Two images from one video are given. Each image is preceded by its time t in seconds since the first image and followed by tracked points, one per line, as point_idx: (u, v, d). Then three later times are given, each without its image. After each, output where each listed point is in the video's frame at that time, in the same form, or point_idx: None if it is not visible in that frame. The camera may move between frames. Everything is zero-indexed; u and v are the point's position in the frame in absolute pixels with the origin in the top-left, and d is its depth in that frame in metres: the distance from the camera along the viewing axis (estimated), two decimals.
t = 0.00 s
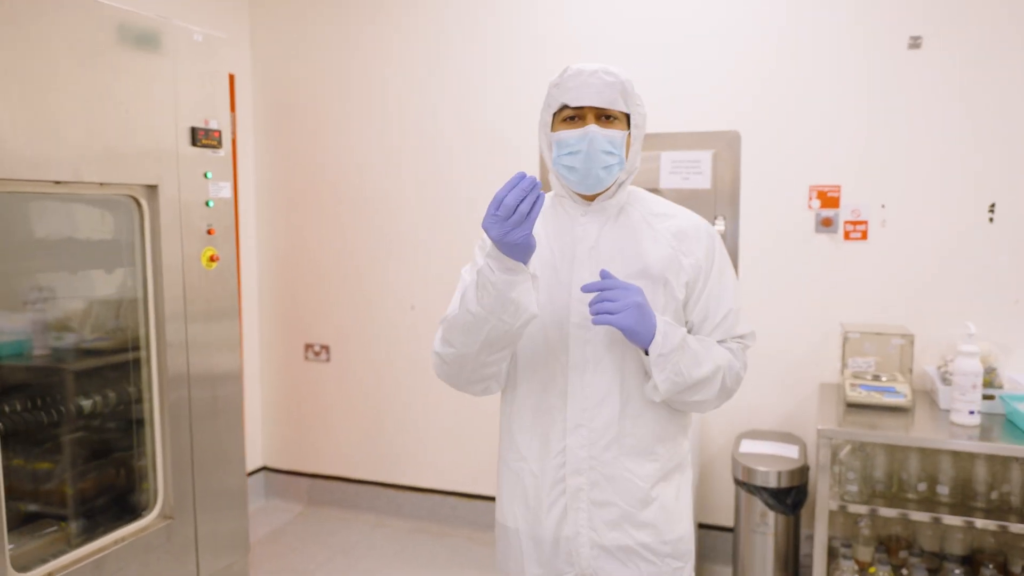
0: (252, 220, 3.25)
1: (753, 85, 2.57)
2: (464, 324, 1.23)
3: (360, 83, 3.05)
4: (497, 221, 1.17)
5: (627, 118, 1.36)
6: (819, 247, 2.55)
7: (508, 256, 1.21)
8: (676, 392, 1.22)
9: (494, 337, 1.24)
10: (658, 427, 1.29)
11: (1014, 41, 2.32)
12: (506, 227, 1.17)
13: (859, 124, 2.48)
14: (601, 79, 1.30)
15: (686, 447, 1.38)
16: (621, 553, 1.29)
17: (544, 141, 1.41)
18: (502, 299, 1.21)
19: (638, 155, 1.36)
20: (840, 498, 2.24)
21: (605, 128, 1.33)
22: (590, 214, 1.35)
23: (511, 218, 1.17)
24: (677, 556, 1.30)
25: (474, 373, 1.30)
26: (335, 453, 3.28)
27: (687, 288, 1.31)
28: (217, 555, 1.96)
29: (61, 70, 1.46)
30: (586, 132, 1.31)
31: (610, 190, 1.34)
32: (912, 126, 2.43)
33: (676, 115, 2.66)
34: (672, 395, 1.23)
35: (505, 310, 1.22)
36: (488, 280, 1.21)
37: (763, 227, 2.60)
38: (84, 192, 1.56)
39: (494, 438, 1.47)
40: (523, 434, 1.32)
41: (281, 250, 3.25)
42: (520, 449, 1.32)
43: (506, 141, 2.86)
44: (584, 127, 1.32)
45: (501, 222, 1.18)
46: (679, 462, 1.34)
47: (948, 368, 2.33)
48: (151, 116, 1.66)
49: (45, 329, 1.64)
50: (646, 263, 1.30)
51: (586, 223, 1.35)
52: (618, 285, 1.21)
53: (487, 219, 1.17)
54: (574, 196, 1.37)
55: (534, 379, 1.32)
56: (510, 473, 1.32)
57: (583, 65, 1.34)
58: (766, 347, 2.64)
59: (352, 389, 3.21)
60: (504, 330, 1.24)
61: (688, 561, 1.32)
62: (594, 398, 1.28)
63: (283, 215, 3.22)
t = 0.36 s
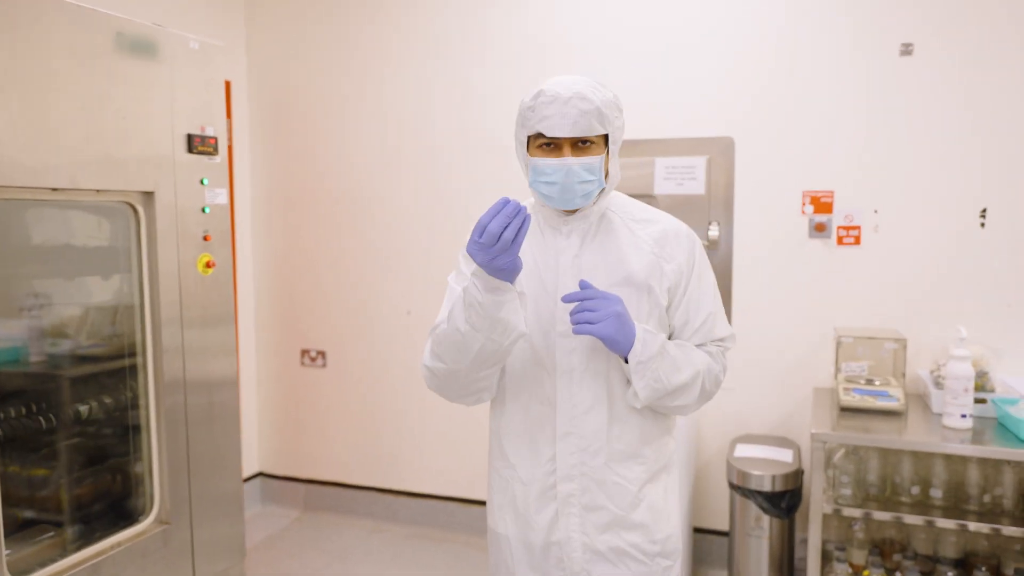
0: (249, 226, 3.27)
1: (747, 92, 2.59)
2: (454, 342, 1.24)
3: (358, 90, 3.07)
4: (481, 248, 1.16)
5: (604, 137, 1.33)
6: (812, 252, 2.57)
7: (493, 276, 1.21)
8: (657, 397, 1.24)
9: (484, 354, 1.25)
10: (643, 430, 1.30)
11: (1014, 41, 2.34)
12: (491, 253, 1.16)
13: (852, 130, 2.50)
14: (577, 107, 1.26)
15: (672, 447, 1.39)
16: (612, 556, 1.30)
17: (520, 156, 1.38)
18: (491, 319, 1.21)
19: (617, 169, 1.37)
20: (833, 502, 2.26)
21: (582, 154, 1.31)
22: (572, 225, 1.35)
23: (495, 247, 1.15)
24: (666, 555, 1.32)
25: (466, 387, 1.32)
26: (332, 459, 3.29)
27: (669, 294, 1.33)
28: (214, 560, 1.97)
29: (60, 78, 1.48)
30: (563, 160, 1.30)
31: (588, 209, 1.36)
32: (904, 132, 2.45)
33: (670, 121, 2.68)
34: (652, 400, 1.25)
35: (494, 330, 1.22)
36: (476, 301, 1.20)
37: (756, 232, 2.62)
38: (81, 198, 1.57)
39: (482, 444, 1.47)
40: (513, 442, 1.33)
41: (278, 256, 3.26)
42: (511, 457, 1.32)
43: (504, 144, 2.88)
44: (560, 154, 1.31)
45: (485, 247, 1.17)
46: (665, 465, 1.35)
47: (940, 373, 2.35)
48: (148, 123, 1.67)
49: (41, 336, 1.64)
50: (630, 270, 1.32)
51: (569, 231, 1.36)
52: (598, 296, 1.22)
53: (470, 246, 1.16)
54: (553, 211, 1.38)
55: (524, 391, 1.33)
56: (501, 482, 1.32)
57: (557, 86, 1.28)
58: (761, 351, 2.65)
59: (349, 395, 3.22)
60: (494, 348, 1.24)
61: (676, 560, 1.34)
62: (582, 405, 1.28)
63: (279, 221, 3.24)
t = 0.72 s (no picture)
0: (262, 233, 3.29)
1: (758, 98, 2.57)
2: (457, 355, 1.23)
3: (368, 97, 3.08)
4: (480, 265, 1.14)
5: (612, 139, 1.29)
6: (825, 260, 2.54)
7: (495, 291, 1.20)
8: (665, 410, 1.19)
9: (487, 369, 1.23)
10: (652, 442, 1.26)
11: (1012, 41, 2.31)
12: (490, 270, 1.15)
13: (864, 137, 2.47)
14: (583, 108, 1.23)
15: (681, 460, 1.35)
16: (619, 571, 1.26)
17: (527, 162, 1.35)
18: (492, 336, 1.20)
19: (628, 173, 1.32)
20: (845, 513, 2.23)
21: (589, 156, 1.27)
22: (579, 232, 1.31)
23: (493, 264, 1.14)
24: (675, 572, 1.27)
25: (470, 402, 1.30)
26: (342, 465, 3.29)
27: (679, 303, 1.27)
28: (219, 565, 1.98)
29: (67, 86, 1.49)
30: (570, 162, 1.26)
31: (597, 214, 1.31)
32: (917, 138, 2.42)
33: (680, 128, 2.67)
34: (661, 412, 1.20)
35: (496, 347, 1.21)
36: (477, 317, 1.19)
37: (767, 239, 2.60)
38: (87, 206, 1.59)
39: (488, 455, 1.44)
40: (519, 454, 1.29)
41: (290, 262, 3.27)
42: (516, 467, 1.29)
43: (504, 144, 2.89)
44: (567, 156, 1.27)
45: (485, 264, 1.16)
46: (674, 477, 1.30)
47: (955, 384, 2.31)
48: (155, 131, 1.69)
49: (56, 340, 1.68)
50: (637, 279, 1.27)
51: (576, 239, 1.31)
52: (607, 303, 1.18)
53: (470, 262, 1.15)
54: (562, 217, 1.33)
55: (529, 407, 1.30)
56: (506, 492, 1.29)
57: (563, 88, 1.25)
58: (772, 360, 2.62)
59: (359, 401, 3.22)
60: (496, 364, 1.23)
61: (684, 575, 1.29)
62: (589, 416, 1.24)
63: (291, 228, 3.25)
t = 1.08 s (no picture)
0: (266, 239, 3.31)
1: (758, 104, 2.56)
2: (438, 362, 1.24)
3: (371, 103, 3.10)
4: (459, 273, 1.16)
5: (601, 145, 1.29)
6: (826, 266, 2.53)
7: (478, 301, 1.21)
8: (649, 421, 1.19)
9: (467, 376, 1.24)
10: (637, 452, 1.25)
11: (1012, 41, 2.30)
12: (468, 279, 1.16)
13: (865, 143, 2.46)
14: (571, 112, 1.23)
15: (669, 469, 1.34)
16: None
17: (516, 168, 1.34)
18: (473, 344, 1.21)
19: (617, 179, 1.31)
20: (846, 522, 2.22)
21: (577, 160, 1.27)
22: (568, 239, 1.31)
23: (469, 272, 1.16)
24: None
25: (453, 408, 1.31)
26: (344, 470, 3.30)
27: (666, 313, 1.27)
28: (215, 570, 1.99)
29: (64, 96, 1.51)
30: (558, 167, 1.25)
31: (586, 221, 1.31)
32: (918, 144, 2.41)
33: (679, 134, 2.67)
34: (645, 422, 1.20)
35: (476, 355, 1.22)
36: (457, 325, 1.21)
37: (768, 246, 2.59)
38: (83, 214, 1.61)
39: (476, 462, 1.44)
40: (503, 462, 1.29)
41: (293, 269, 3.29)
42: (500, 476, 1.29)
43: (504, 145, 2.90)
44: (555, 161, 1.27)
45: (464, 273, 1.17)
46: (662, 487, 1.30)
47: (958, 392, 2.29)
48: (152, 139, 1.71)
49: (63, 346, 1.71)
50: (625, 288, 1.26)
51: (566, 247, 1.31)
52: (591, 314, 1.18)
53: (449, 271, 1.17)
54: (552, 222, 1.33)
55: (512, 415, 1.30)
56: (491, 500, 1.29)
57: (551, 93, 1.26)
58: (773, 367, 2.61)
59: (362, 407, 3.23)
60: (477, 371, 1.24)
61: None
62: (574, 425, 1.24)
63: (295, 234, 3.27)
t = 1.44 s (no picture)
0: (271, 237, 3.33)
1: (758, 103, 2.56)
2: (421, 360, 1.26)
3: (373, 102, 3.12)
4: (438, 276, 1.18)
5: (587, 142, 1.30)
6: (828, 263, 2.51)
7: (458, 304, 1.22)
8: (633, 418, 1.20)
9: (449, 377, 1.26)
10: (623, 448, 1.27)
11: (1013, 37, 2.28)
12: (447, 283, 1.18)
13: (867, 140, 2.45)
14: (556, 109, 1.24)
15: (658, 466, 1.35)
16: None
17: (504, 166, 1.36)
18: (454, 345, 1.23)
19: (604, 176, 1.33)
20: (844, 519, 2.21)
21: (562, 158, 1.29)
22: (555, 237, 1.32)
23: (448, 277, 1.17)
24: None
25: (437, 408, 1.32)
26: (349, 466, 3.33)
27: (652, 310, 1.27)
28: (215, 565, 2.01)
29: (61, 96, 1.54)
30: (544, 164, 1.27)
31: (573, 218, 1.32)
32: (920, 141, 2.39)
33: (680, 131, 2.66)
34: (629, 420, 1.21)
35: (457, 356, 1.23)
36: (439, 326, 1.23)
37: (769, 243, 2.58)
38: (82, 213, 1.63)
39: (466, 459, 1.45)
40: (491, 459, 1.31)
41: (298, 265, 3.31)
42: (488, 472, 1.31)
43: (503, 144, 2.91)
44: (540, 158, 1.29)
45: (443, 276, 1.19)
46: (649, 484, 1.31)
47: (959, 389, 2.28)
48: (150, 139, 1.73)
49: (74, 342, 1.75)
50: (610, 285, 1.27)
51: (552, 245, 1.32)
52: (571, 313, 1.18)
53: (429, 274, 1.18)
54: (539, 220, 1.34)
55: (497, 412, 1.31)
56: (478, 496, 1.31)
57: (536, 91, 1.27)
58: (774, 365, 2.60)
59: (366, 404, 3.25)
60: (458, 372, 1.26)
61: None
62: (559, 422, 1.25)
63: (299, 231, 3.29)
